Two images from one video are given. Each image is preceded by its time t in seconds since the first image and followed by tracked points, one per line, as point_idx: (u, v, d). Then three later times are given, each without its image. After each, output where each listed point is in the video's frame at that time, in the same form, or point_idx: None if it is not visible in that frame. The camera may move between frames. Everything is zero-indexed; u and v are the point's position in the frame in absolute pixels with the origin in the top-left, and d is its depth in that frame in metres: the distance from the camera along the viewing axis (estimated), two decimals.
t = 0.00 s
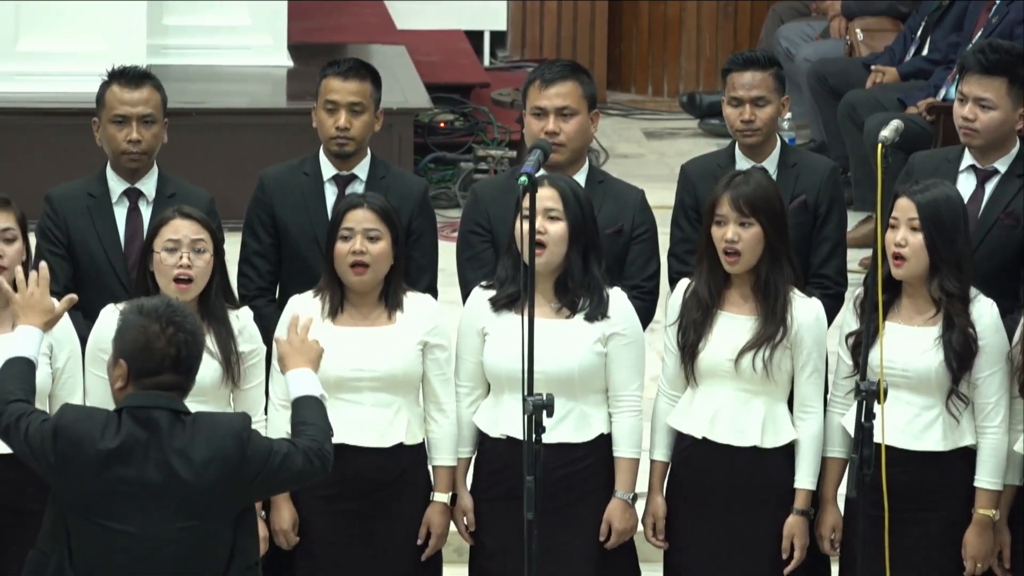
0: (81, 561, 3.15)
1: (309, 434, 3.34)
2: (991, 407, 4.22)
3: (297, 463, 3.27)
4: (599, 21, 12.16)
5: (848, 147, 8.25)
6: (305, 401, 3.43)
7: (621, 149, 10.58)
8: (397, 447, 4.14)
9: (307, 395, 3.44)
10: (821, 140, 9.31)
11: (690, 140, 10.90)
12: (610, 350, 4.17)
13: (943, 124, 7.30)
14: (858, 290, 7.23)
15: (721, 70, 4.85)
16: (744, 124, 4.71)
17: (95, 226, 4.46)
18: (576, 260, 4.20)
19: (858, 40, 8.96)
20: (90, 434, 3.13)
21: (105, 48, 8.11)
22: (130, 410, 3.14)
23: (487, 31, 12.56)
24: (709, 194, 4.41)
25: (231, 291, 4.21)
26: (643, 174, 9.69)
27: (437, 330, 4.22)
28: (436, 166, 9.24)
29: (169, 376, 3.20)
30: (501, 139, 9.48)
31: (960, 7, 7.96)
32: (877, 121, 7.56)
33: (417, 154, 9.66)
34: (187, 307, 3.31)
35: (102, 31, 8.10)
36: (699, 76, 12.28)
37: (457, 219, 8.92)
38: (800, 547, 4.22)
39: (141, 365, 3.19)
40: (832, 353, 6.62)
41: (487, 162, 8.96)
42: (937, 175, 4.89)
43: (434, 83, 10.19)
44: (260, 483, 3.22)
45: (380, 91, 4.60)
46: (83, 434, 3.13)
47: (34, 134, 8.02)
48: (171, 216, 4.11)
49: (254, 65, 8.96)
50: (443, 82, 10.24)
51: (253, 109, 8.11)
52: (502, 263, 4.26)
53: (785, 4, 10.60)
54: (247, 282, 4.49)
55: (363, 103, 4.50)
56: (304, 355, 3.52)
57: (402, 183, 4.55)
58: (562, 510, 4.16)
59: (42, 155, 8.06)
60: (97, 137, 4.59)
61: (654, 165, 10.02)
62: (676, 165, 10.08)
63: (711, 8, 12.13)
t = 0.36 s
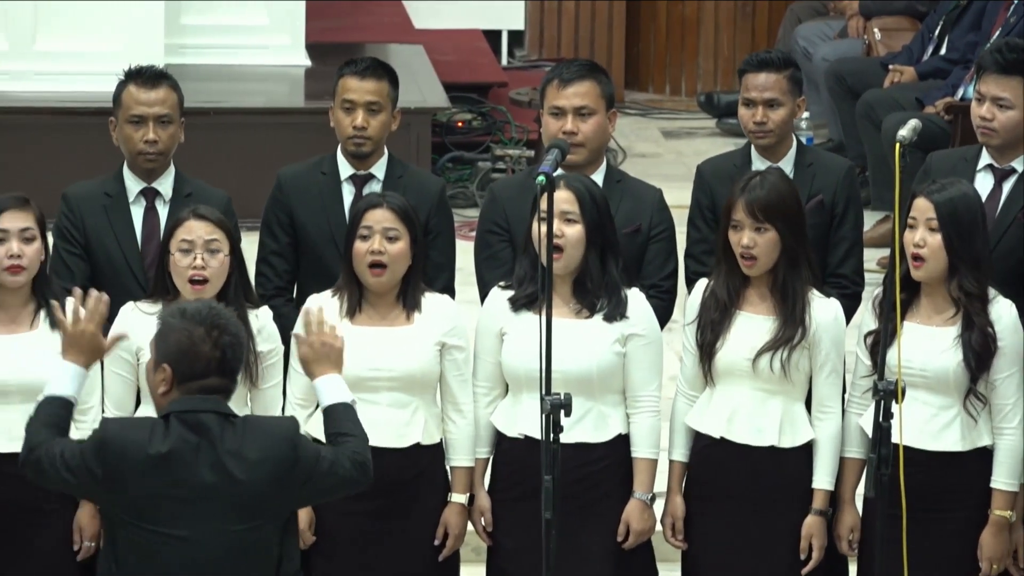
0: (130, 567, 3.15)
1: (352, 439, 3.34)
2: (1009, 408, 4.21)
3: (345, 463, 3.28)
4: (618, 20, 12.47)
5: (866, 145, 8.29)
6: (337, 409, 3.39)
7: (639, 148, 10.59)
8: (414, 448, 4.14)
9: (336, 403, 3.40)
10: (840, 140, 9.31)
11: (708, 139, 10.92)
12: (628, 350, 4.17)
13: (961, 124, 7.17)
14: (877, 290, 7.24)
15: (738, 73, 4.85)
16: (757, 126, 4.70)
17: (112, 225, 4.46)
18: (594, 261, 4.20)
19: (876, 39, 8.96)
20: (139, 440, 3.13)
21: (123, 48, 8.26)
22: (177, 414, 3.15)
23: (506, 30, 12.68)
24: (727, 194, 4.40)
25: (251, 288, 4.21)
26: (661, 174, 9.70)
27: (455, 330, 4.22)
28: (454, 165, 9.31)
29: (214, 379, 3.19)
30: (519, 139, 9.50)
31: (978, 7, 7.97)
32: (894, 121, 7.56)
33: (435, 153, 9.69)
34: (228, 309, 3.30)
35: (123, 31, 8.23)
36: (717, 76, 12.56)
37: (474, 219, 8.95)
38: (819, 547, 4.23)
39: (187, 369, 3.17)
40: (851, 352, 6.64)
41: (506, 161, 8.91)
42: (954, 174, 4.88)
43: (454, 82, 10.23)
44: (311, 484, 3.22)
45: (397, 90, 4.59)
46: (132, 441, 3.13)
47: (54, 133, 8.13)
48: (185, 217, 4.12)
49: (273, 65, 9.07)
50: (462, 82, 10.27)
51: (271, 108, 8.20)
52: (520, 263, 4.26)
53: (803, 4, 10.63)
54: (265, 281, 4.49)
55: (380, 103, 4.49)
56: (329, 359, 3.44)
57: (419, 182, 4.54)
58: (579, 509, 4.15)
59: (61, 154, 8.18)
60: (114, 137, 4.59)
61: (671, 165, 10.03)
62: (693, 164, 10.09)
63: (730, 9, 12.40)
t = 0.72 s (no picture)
0: None
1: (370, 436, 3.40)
2: None
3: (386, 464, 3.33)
4: (644, 22, 12.53)
5: (892, 145, 8.33)
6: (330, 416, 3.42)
7: (665, 148, 10.61)
8: (442, 448, 4.16)
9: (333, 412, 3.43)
10: (867, 140, 9.31)
11: (734, 139, 10.94)
12: (655, 350, 4.17)
13: (987, 123, 7.22)
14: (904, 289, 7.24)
15: (771, 73, 4.86)
16: (787, 126, 4.72)
17: (138, 224, 4.46)
18: (621, 262, 4.20)
19: (903, 39, 8.88)
20: (195, 448, 3.10)
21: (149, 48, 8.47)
22: (236, 426, 3.13)
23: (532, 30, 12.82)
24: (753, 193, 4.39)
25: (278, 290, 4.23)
26: (687, 174, 9.71)
27: (482, 331, 4.22)
28: (480, 165, 9.33)
29: (265, 390, 3.18)
30: (545, 139, 9.53)
31: (1004, 7, 7.95)
32: (921, 121, 7.56)
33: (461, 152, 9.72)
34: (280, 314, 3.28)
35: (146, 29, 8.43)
36: (744, 74, 12.61)
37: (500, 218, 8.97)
38: (844, 547, 4.22)
39: (237, 379, 3.15)
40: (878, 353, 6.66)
41: (531, 162, 8.95)
42: (981, 174, 4.87)
43: (482, 80, 10.26)
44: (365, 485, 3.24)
45: (424, 90, 4.59)
46: (195, 457, 3.08)
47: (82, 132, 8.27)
48: (216, 215, 4.15)
49: (301, 64, 9.26)
50: (492, 81, 10.27)
51: (300, 107, 8.25)
52: (546, 263, 4.25)
53: (831, 4, 10.71)
54: (291, 281, 4.49)
55: (407, 102, 4.50)
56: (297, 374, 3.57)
57: (446, 182, 4.54)
58: (607, 510, 4.15)
59: (90, 154, 8.30)
60: (141, 136, 4.60)
61: (696, 164, 10.04)
62: (719, 164, 10.10)
63: (756, 8, 12.46)
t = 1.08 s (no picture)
0: None
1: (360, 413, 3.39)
2: None
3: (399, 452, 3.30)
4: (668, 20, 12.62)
5: (916, 142, 8.37)
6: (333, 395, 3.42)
7: (690, 148, 10.62)
8: (466, 448, 4.17)
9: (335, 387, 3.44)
10: (891, 140, 9.31)
11: (758, 139, 10.95)
12: (679, 350, 4.17)
13: (1012, 124, 7.22)
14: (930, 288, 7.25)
15: (802, 69, 4.90)
16: (816, 123, 4.74)
17: (162, 223, 4.46)
18: (645, 261, 4.19)
19: (927, 38, 8.85)
20: (210, 449, 3.09)
21: (172, 46, 8.56)
22: (244, 424, 3.13)
23: (556, 29, 12.85)
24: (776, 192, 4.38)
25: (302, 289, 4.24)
26: (710, 174, 9.72)
27: (507, 331, 4.23)
28: (505, 164, 9.36)
29: (255, 388, 3.15)
30: (570, 138, 9.56)
31: None
32: (945, 120, 7.56)
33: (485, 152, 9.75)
34: (287, 310, 3.24)
35: (171, 28, 8.53)
36: (768, 75, 12.66)
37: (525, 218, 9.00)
38: (869, 547, 4.22)
39: (228, 378, 3.17)
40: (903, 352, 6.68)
41: (555, 161, 8.99)
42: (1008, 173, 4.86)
43: (507, 80, 10.29)
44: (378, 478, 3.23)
45: (449, 90, 4.60)
46: (209, 458, 3.08)
47: (109, 132, 8.36)
48: (246, 213, 4.16)
49: (325, 63, 9.33)
50: (514, 80, 10.31)
51: (323, 107, 8.33)
52: (570, 262, 4.26)
53: (856, 4, 10.71)
54: (315, 280, 4.50)
55: (432, 102, 4.50)
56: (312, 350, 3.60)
57: (470, 181, 4.55)
58: (632, 509, 4.15)
59: (116, 154, 8.38)
60: (165, 135, 4.60)
61: (719, 164, 10.04)
62: (743, 164, 10.10)
63: (780, 7, 12.49)
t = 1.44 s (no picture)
0: None
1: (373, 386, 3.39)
2: None
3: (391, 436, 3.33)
4: (683, 20, 12.63)
5: (930, 141, 8.41)
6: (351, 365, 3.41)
7: (704, 147, 10.62)
8: (482, 448, 4.17)
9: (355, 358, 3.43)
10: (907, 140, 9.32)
11: (773, 138, 10.95)
12: (695, 350, 4.17)
13: None
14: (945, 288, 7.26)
15: (818, 67, 4.91)
16: (832, 119, 4.75)
17: (178, 221, 4.47)
18: (662, 260, 4.19)
19: (942, 38, 8.83)
20: (210, 445, 3.09)
21: (187, 45, 8.56)
22: (241, 421, 3.12)
23: (571, 29, 12.86)
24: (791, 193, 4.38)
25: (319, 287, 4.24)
26: (725, 173, 9.72)
27: (522, 331, 4.23)
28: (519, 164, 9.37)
29: (252, 389, 3.13)
30: (585, 138, 9.57)
31: None
32: (960, 120, 7.56)
33: (500, 152, 9.76)
34: (288, 311, 3.19)
35: (187, 29, 8.54)
36: (782, 75, 12.67)
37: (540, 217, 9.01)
38: (884, 547, 4.20)
39: (226, 379, 3.15)
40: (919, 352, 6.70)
41: (570, 161, 9.00)
42: None
43: (523, 79, 10.31)
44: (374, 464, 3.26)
45: (465, 90, 4.61)
46: (208, 452, 3.07)
47: (124, 131, 8.38)
48: (257, 214, 4.16)
49: (340, 63, 9.33)
50: (528, 79, 10.33)
51: (339, 106, 8.32)
52: (585, 262, 4.26)
53: (871, 3, 10.71)
54: (330, 277, 4.49)
55: (448, 101, 4.52)
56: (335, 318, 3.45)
57: (486, 179, 4.55)
58: (646, 509, 4.15)
59: (130, 153, 8.40)
60: (181, 135, 4.61)
61: (734, 164, 10.04)
62: (759, 164, 10.09)
63: (795, 9, 12.52)
